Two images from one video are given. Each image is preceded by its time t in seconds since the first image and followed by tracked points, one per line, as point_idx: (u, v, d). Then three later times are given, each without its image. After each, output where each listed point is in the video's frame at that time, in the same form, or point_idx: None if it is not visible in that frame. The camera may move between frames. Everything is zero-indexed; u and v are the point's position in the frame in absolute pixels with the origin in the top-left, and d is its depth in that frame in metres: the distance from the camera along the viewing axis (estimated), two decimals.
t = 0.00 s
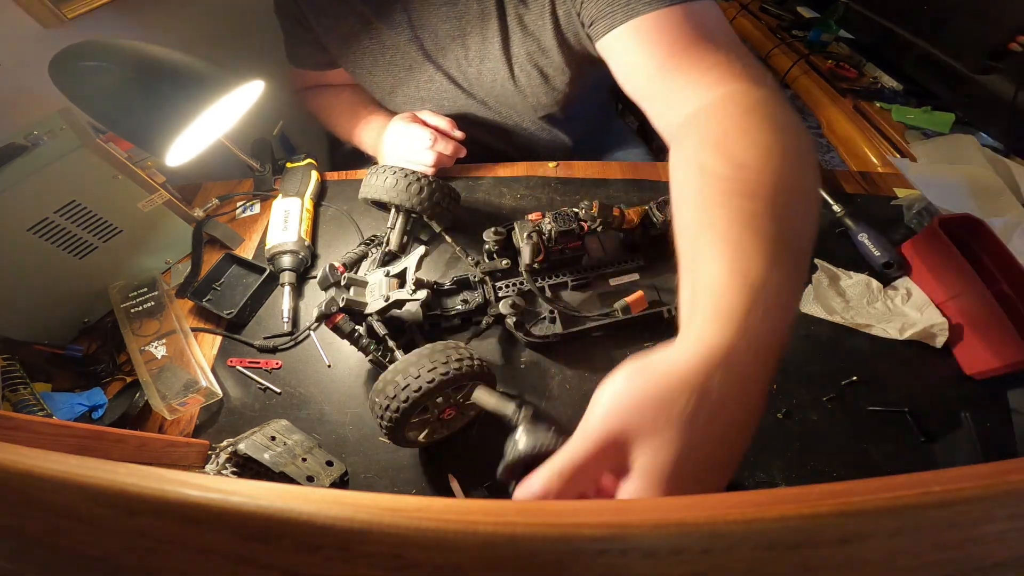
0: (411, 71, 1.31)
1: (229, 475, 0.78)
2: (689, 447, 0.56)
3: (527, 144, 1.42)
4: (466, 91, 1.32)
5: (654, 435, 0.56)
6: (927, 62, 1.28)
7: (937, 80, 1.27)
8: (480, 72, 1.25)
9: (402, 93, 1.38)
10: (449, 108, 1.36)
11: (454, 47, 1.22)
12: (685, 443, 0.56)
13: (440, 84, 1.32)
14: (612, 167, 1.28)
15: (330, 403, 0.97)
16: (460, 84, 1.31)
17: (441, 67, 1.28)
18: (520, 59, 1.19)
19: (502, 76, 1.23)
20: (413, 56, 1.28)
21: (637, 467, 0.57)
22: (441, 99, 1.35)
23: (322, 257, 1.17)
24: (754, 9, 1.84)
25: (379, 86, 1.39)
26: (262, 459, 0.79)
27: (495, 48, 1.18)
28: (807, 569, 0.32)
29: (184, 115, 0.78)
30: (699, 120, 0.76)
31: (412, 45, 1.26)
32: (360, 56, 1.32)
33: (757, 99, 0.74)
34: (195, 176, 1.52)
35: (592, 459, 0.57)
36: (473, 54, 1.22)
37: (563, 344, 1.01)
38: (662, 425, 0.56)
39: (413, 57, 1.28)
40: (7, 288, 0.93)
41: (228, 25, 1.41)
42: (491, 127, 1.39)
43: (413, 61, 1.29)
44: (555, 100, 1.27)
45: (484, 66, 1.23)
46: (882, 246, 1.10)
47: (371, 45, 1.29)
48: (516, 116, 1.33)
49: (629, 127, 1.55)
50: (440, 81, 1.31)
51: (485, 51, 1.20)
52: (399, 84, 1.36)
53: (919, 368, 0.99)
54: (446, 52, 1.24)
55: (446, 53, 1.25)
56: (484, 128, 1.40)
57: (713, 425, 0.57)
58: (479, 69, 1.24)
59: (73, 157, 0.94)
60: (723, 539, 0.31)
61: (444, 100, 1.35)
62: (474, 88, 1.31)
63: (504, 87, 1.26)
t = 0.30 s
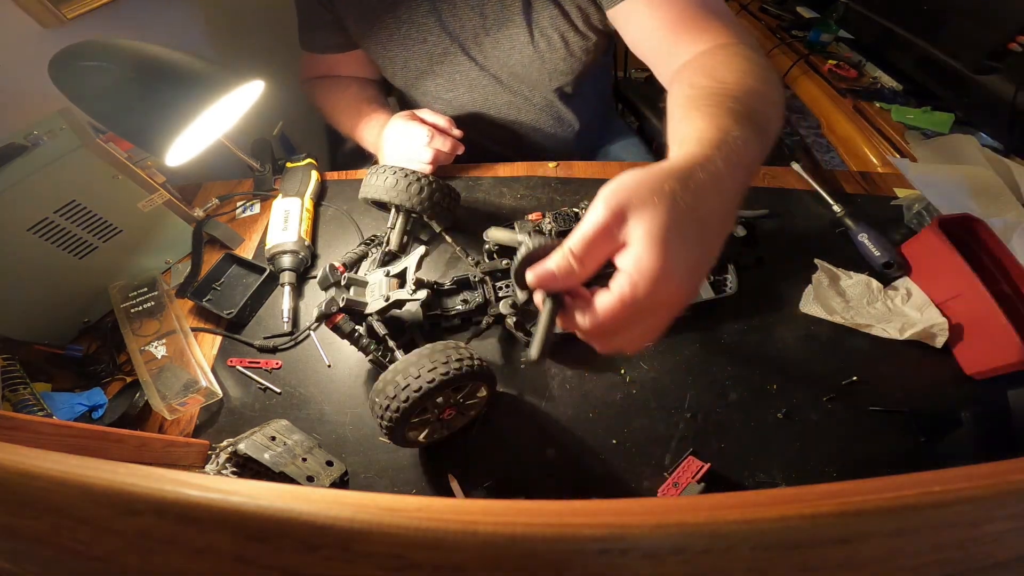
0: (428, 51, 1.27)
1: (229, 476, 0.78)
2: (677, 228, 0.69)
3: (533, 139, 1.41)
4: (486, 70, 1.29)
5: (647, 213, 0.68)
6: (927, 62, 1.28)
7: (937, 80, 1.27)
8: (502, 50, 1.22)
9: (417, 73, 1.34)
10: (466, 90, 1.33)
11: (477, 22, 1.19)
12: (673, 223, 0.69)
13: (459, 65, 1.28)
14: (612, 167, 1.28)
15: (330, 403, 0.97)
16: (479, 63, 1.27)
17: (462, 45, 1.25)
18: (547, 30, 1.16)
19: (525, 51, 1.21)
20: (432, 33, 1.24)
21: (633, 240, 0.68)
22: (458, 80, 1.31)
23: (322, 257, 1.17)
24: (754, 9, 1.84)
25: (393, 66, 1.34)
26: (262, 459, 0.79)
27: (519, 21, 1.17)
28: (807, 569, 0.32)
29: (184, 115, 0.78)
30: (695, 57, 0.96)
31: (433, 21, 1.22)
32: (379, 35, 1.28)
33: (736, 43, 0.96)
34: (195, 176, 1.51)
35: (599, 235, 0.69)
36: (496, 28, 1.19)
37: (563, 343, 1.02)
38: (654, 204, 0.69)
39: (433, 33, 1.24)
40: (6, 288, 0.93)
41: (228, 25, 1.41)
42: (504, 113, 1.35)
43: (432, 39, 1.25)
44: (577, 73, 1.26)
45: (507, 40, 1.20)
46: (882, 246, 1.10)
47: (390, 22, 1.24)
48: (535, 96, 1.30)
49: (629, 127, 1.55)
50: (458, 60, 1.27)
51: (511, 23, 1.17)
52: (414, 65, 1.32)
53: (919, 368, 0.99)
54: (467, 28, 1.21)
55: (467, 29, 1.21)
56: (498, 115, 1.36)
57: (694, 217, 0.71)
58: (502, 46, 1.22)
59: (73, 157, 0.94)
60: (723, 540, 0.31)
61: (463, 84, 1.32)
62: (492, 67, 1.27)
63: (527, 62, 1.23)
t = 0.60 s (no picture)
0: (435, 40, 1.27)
1: (229, 475, 0.78)
2: (624, 152, 0.71)
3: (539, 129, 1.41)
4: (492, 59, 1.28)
5: (598, 135, 0.69)
6: (926, 62, 1.28)
7: (936, 81, 1.27)
8: (508, 38, 1.22)
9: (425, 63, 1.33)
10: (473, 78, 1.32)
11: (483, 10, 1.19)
12: (621, 146, 0.70)
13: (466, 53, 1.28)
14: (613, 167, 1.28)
15: (330, 403, 0.97)
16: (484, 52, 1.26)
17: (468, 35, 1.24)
18: (552, 18, 1.16)
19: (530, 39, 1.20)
20: (440, 21, 1.23)
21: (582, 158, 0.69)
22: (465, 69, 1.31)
23: (322, 257, 1.17)
24: (754, 9, 1.83)
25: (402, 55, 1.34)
26: (263, 459, 0.79)
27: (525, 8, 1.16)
28: (807, 570, 0.32)
29: (182, 116, 0.77)
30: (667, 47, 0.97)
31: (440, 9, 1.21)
32: (387, 24, 1.28)
33: (704, 35, 0.98)
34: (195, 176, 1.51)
35: (551, 152, 0.69)
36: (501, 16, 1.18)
37: (563, 343, 1.02)
38: (605, 126, 0.70)
39: (441, 21, 1.23)
40: (6, 288, 0.93)
41: (227, 24, 1.41)
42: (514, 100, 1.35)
43: (439, 29, 1.25)
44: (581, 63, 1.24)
45: (512, 28, 1.20)
46: (882, 246, 1.11)
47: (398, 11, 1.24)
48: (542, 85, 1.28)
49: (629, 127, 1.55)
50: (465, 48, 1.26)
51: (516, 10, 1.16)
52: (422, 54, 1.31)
53: (918, 368, 1.00)
54: (472, 16, 1.20)
55: (473, 17, 1.20)
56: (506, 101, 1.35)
57: (641, 144, 0.73)
58: (508, 34, 1.21)
59: (73, 157, 0.94)
60: (723, 540, 0.31)
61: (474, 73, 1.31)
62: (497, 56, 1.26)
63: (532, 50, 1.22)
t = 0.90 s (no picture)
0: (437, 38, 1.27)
1: (229, 475, 0.78)
2: (569, 90, 0.83)
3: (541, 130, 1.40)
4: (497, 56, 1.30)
5: (547, 72, 0.81)
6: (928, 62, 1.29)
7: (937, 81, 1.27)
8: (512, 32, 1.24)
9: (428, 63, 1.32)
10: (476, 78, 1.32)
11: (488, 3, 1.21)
12: (566, 83, 0.83)
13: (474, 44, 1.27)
14: (613, 167, 1.28)
15: (330, 404, 0.97)
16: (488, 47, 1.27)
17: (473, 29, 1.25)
18: (553, 14, 1.20)
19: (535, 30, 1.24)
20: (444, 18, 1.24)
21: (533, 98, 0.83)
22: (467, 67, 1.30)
23: (322, 257, 1.17)
24: (754, 9, 1.82)
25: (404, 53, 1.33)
26: (263, 459, 0.79)
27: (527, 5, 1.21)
28: (807, 570, 0.32)
29: (182, 115, 0.77)
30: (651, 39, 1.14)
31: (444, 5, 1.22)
32: (392, 19, 1.26)
33: (691, 30, 1.16)
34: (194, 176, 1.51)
35: (504, 86, 0.81)
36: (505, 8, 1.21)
37: (564, 343, 1.02)
38: (553, 65, 0.83)
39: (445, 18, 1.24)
40: (7, 288, 0.93)
41: (227, 24, 1.41)
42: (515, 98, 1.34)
43: (445, 25, 1.25)
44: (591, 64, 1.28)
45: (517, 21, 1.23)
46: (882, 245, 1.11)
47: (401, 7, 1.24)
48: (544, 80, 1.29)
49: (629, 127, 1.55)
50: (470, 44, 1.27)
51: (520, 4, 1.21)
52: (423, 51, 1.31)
53: (918, 368, 0.99)
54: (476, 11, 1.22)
55: (476, 12, 1.21)
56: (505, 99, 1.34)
57: (584, 86, 0.86)
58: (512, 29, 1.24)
59: (73, 157, 0.94)
60: (723, 540, 0.31)
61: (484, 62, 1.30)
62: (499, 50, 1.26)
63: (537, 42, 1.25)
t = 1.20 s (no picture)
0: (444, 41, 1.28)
1: (229, 475, 0.78)
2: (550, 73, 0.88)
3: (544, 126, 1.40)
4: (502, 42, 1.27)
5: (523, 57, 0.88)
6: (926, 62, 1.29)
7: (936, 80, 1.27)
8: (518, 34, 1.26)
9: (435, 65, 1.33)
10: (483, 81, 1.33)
11: (494, 4, 1.23)
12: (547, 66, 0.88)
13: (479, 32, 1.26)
14: (613, 167, 1.28)
15: (330, 403, 0.97)
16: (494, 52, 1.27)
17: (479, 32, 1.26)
18: None
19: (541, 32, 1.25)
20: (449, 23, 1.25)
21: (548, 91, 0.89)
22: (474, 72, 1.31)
23: (322, 258, 1.17)
24: (754, 9, 1.82)
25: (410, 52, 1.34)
26: (262, 459, 0.79)
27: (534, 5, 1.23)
28: (807, 570, 0.32)
29: (182, 114, 0.77)
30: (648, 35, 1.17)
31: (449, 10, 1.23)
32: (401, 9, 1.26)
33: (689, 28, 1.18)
34: (194, 176, 1.51)
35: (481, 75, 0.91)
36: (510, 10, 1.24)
37: (563, 343, 1.02)
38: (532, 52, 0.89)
39: (450, 22, 1.25)
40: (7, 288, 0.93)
41: (227, 24, 1.41)
42: (523, 100, 1.35)
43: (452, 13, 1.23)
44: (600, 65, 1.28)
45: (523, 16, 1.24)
46: (882, 246, 1.11)
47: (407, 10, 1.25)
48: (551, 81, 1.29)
49: (629, 127, 1.55)
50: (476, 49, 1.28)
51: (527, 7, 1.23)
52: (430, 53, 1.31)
53: (919, 368, 0.99)
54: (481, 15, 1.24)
55: None
56: (512, 100, 1.35)
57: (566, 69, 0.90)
58: (518, 32, 1.26)
59: (72, 157, 0.94)
60: (724, 540, 0.31)
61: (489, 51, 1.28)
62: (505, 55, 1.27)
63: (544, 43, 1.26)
